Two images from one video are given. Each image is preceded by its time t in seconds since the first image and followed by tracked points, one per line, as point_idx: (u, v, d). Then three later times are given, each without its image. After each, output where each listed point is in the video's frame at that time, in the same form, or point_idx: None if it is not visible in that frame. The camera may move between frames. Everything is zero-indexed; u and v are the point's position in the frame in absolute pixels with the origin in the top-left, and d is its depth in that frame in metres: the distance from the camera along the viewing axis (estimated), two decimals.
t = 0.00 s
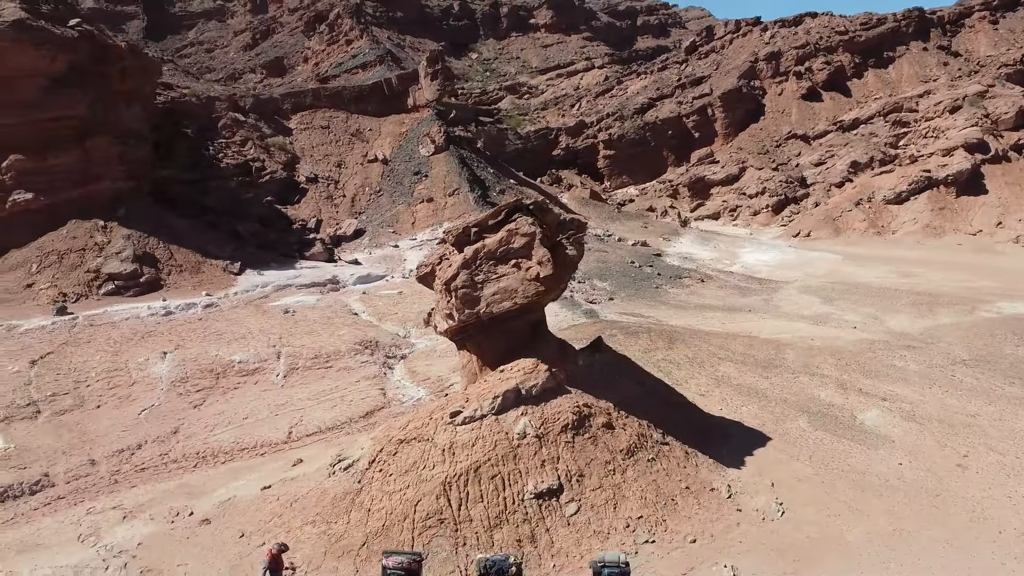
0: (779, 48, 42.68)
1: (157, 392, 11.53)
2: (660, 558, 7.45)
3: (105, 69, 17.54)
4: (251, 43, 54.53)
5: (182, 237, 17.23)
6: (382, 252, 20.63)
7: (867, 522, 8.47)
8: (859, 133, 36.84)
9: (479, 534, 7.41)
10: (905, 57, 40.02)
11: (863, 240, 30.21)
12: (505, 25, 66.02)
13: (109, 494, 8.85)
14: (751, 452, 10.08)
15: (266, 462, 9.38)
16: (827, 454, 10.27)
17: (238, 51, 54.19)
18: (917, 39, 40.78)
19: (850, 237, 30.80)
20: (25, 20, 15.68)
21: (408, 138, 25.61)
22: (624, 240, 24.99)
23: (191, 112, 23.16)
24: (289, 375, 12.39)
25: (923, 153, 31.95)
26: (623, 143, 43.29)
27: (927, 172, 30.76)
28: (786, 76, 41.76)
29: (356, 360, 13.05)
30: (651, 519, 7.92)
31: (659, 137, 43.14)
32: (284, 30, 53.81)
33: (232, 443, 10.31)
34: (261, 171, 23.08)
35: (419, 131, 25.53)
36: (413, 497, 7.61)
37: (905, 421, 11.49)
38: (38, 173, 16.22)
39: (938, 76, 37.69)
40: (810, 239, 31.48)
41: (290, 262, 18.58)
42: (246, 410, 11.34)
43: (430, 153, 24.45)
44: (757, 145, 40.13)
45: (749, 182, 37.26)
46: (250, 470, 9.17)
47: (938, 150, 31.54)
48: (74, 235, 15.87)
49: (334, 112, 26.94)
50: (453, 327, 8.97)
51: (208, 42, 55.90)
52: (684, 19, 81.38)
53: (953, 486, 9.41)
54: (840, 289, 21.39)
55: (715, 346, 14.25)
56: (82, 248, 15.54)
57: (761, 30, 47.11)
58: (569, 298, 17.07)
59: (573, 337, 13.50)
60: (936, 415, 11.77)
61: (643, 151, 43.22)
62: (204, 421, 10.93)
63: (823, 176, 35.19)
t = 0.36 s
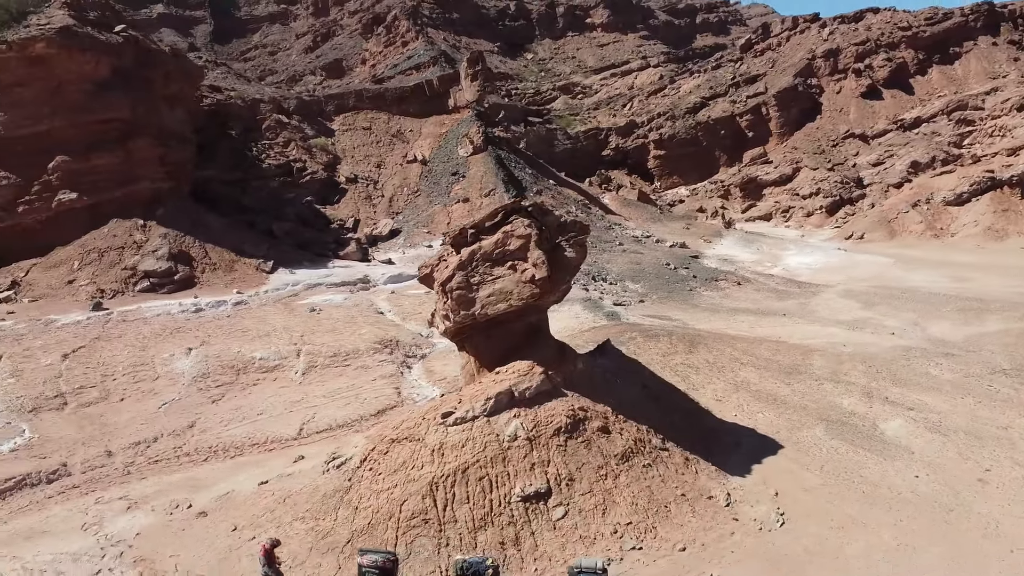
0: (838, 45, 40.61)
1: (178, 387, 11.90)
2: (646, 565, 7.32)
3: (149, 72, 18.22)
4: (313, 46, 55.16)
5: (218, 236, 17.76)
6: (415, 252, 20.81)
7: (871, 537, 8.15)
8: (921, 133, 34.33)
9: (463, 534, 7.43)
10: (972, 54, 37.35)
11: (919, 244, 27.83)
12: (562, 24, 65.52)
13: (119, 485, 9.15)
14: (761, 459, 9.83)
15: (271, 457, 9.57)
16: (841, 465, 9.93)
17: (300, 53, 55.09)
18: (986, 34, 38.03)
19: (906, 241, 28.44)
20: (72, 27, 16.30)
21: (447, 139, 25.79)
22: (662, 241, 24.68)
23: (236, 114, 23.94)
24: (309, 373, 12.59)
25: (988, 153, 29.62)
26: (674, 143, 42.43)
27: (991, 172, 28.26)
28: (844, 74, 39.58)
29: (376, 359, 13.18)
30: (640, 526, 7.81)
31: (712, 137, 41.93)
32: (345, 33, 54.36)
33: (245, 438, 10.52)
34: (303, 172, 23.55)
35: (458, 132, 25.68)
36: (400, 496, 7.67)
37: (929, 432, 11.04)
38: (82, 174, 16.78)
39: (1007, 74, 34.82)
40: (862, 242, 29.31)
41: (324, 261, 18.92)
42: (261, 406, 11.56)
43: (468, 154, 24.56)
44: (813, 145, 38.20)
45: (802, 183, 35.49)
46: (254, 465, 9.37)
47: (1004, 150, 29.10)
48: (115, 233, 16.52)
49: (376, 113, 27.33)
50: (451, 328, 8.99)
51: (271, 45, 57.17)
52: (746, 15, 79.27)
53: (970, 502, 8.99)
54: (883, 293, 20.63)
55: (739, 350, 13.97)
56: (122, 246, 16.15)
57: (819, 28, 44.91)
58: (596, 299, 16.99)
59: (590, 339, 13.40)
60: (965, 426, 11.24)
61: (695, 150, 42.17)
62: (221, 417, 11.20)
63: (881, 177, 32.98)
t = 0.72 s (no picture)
0: (908, 40, 38.12)
1: (201, 380, 12.31)
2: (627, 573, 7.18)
3: (194, 76, 18.87)
4: (378, 48, 55.31)
5: (257, 235, 18.37)
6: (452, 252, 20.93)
7: (871, 552, 7.81)
8: (994, 130, 31.62)
9: (445, 534, 7.45)
10: None
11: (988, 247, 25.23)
12: (624, 23, 64.42)
13: (130, 475, 9.49)
14: (768, 468, 9.58)
15: (276, 452, 9.81)
16: (853, 476, 9.55)
17: (365, 54, 55.49)
18: None
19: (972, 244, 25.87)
20: (121, 34, 16.98)
21: (490, 139, 25.91)
22: (705, 243, 24.26)
23: (284, 115, 24.61)
24: (329, 372, 12.77)
25: None
26: (731, 142, 40.97)
27: None
28: (913, 70, 37.01)
29: (396, 358, 13.27)
30: (626, 532, 7.67)
31: (772, 136, 40.03)
32: (409, 35, 54.15)
33: (258, 432, 10.77)
34: (346, 171, 23.96)
35: (501, 132, 25.74)
36: (385, 494, 7.77)
37: (954, 445, 10.53)
38: (129, 174, 17.51)
39: None
40: (925, 246, 26.95)
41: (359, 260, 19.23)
42: (277, 402, 11.82)
43: (510, 154, 24.59)
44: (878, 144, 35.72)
45: (865, 183, 33.23)
46: (258, 458, 9.62)
47: None
48: (158, 231, 17.24)
49: (421, 113, 27.71)
50: (448, 329, 9.04)
51: (338, 47, 57.83)
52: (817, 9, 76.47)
53: (987, 519, 8.49)
54: (935, 298, 19.67)
55: (765, 356, 13.64)
56: (163, 244, 16.85)
57: (888, 22, 42.39)
58: (624, 301, 16.89)
59: (609, 342, 13.30)
60: (997, 440, 10.65)
61: (753, 149, 40.50)
62: (237, 412, 11.47)
63: (949, 177, 30.53)
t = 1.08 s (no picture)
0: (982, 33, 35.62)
1: (224, 374, 12.67)
2: None
3: (235, 78, 19.67)
4: (441, 49, 55.59)
5: (294, 233, 18.76)
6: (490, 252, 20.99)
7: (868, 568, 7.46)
8: None
9: (425, 533, 7.48)
10: None
11: None
12: (688, 21, 62.91)
13: (143, 465, 9.82)
14: (773, 477, 9.32)
15: (282, 447, 10.03)
16: (863, 489, 9.18)
17: (429, 55, 55.73)
18: None
19: None
20: (166, 38, 17.89)
21: (532, 140, 25.93)
22: (750, 245, 23.73)
23: (330, 117, 25.13)
24: (348, 369, 12.97)
25: None
26: (791, 142, 39.18)
27: None
28: (988, 66, 34.64)
29: (416, 356, 13.37)
30: (610, 538, 7.53)
31: (835, 135, 38.09)
32: (472, 36, 54.42)
33: (272, 428, 10.98)
34: (389, 171, 24.16)
35: (544, 133, 25.73)
36: (372, 491, 7.87)
37: (980, 458, 9.98)
38: (173, 174, 18.30)
39: None
40: (993, 248, 25.03)
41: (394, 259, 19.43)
42: (294, 397, 12.06)
43: (552, 154, 24.53)
44: (948, 143, 33.54)
45: (932, 183, 31.25)
46: (264, 453, 9.84)
47: None
48: (198, 229, 17.92)
49: (466, 113, 28.00)
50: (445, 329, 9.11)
51: (404, 48, 58.16)
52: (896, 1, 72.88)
53: (1002, 538, 8.00)
54: (991, 303, 18.60)
55: (791, 362, 13.28)
56: (202, 242, 17.47)
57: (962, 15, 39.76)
58: (654, 303, 16.72)
59: (627, 345, 13.21)
60: None
61: (815, 149, 38.58)
62: (254, 407, 11.72)
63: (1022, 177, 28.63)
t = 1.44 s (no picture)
0: None
1: (247, 368, 12.99)
2: None
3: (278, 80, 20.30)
4: (503, 48, 55.53)
5: (329, 232, 19.18)
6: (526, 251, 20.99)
7: None
8: None
9: (408, 531, 7.52)
10: None
11: None
12: (753, 17, 60.65)
13: (156, 455, 10.15)
14: (778, 485, 9.03)
15: (289, 441, 10.23)
16: (872, 500, 8.75)
17: (492, 54, 55.53)
18: None
19: None
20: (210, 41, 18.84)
21: (574, 140, 25.85)
22: (796, 246, 23.08)
23: (375, 116, 25.51)
24: (367, 364, 13.17)
25: None
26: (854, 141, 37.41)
27: None
28: None
29: (434, 353, 13.40)
30: (593, 542, 7.38)
31: (901, 133, 36.10)
32: (535, 35, 54.36)
33: (285, 421, 11.17)
34: (431, 172, 24.05)
35: (586, 133, 25.61)
36: (359, 488, 8.00)
37: (1005, 472, 9.37)
38: (215, 173, 19.13)
39: None
40: None
41: (428, 257, 19.55)
42: (310, 393, 12.26)
43: (593, 154, 24.38)
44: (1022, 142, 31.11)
45: (1004, 183, 29.51)
46: (272, 447, 10.04)
47: None
48: (238, 227, 18.57)
49: (510, 113, 28.16)
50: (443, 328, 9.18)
51: (467, 48, 58.21)
52: None
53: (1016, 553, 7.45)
54: None
55: (817, 368, 12.87)
56: (240, 240, 18.09)
57: None
58: (683, 305, 16.47)
59: (645, 347, 13.09)
60: None
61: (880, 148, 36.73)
62: (271, 402, 11.94)
63: None
